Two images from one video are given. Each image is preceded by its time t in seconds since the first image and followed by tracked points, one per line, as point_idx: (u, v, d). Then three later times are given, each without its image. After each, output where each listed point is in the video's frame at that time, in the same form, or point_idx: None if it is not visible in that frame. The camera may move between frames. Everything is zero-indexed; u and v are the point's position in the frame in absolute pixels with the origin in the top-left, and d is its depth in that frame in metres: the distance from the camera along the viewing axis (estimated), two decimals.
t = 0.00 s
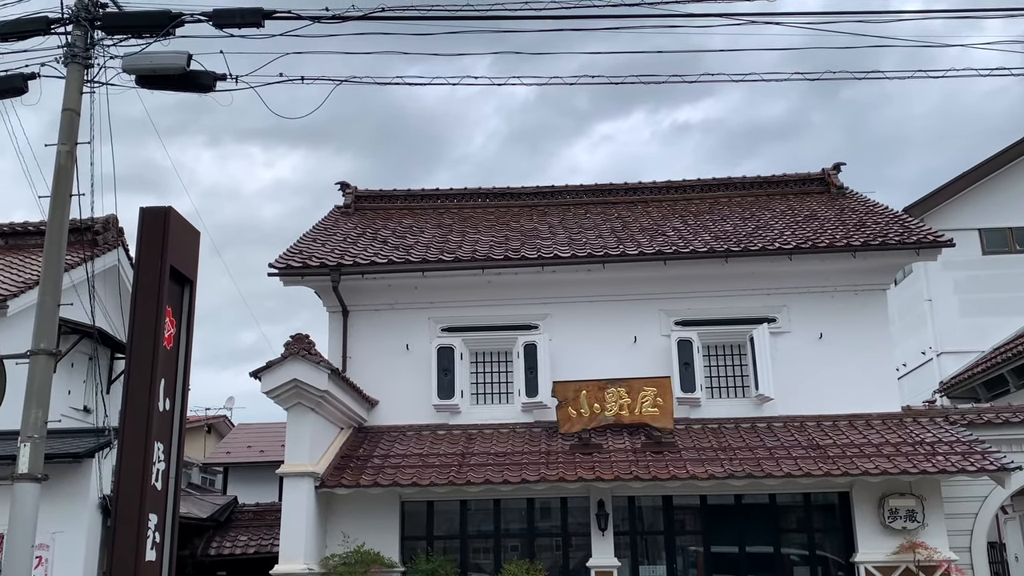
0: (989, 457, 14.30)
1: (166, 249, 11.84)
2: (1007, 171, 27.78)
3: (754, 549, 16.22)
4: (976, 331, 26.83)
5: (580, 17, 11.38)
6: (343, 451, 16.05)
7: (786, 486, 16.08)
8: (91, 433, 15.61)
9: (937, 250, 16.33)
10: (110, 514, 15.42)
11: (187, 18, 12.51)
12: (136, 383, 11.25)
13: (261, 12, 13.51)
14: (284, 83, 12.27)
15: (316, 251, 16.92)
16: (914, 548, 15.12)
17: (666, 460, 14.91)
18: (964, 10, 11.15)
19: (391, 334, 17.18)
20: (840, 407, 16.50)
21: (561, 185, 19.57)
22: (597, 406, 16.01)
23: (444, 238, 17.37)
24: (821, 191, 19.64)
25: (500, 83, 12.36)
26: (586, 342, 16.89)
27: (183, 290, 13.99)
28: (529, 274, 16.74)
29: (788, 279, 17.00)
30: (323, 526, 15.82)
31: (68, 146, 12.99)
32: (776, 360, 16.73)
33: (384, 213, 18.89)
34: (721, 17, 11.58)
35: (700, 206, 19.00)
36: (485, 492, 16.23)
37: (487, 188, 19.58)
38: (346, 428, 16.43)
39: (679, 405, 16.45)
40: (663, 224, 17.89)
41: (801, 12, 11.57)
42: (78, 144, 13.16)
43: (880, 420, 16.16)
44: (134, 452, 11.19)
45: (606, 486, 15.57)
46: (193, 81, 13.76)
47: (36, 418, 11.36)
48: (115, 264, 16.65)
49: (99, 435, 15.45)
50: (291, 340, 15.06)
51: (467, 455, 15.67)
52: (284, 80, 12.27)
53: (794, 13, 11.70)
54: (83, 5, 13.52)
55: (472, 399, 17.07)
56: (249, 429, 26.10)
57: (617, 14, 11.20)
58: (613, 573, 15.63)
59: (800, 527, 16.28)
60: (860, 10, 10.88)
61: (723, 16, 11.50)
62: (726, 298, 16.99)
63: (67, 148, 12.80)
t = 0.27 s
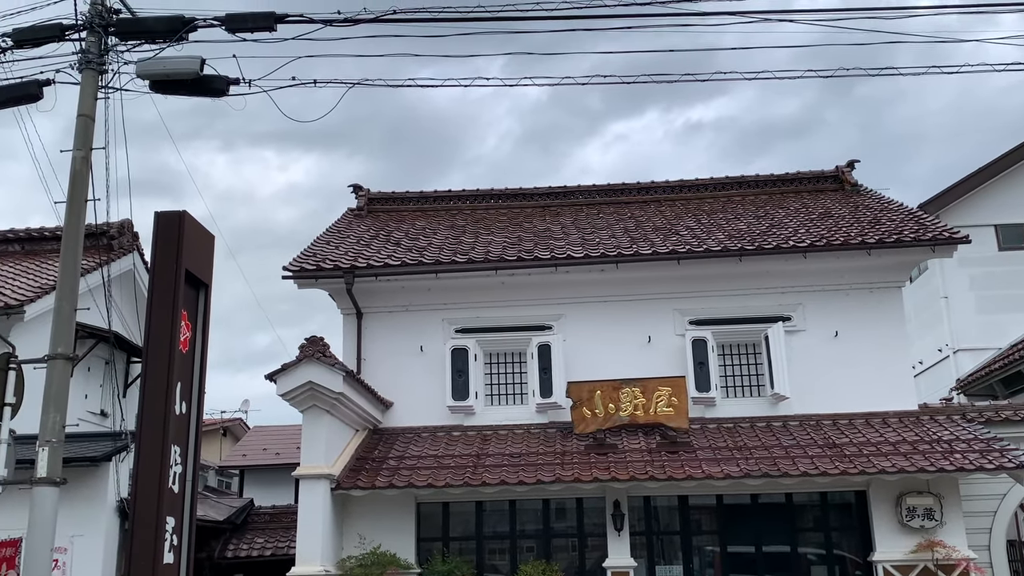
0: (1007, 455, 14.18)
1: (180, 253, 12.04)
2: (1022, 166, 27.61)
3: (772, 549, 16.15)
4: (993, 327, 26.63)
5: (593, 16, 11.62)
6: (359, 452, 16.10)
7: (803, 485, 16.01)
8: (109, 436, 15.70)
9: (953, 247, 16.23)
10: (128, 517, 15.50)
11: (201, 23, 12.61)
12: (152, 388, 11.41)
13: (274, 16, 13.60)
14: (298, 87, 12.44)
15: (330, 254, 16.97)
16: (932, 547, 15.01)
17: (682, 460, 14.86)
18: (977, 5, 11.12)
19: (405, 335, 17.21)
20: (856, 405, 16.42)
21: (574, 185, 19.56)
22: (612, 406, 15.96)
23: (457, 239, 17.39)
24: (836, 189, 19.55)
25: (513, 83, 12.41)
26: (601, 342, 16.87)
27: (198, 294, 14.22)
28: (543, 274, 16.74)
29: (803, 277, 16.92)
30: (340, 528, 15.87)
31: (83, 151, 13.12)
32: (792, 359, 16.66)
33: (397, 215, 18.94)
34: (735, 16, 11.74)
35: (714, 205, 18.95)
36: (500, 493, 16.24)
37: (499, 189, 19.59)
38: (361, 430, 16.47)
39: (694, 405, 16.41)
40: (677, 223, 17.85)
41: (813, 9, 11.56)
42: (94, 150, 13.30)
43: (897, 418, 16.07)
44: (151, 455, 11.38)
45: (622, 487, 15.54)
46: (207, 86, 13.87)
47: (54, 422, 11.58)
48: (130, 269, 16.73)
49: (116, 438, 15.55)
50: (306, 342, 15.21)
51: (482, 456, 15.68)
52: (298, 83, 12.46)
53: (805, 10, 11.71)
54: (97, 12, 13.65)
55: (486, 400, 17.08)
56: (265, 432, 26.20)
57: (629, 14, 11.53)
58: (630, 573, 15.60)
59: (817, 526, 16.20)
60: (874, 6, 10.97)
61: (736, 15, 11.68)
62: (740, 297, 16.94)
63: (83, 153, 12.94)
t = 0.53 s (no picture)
0: None
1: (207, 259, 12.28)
2: None
3: (801, 548, 16.05)
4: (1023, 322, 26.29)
5: (612, 16, 11.85)
6: (385, 455, 16.16)
7: (832, 483, 15.89)
8: (139, 441, 15.84)
9: (981, 241, 16.05)
10: (159, 521, 15.65)
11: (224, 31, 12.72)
12: (181, 393, 11.63)
13: (296, 22, 13.70)
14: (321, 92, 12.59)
15: (353, 257, 17.05)
16: (964, 545, 14.84)
17: (709, 459, 14.80)
18: None
19: (430, 338, 17.26)
20: (884, 403, 16.27)
21: (596, 185, 19.52)
22: (638, 406, 15.89)
23: (480, 241, 17.42)
24: (860, 184, 19.39)
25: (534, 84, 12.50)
26: (626, 342, 16.83)
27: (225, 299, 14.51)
28: (566, 275, 16.73)
29: (829, 274, 16.80)
30: (368, 530, 15.94)
31: (110, 159, 13.33)
32: (818, 356, 16.54)
33: (420, 217, 19.00)
34: (755, 13, 11.84)
35: (737, 202, 18.86)
36: (527, 494, 16.24)
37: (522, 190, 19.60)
38: (388, 432, 16.53)
39: (721, 404, 16.34)
40: (701, 221, 17.78)
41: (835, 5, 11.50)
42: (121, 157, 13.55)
43: (926, 415, 15.91)
44: (181, 459, 11.60)
45: (649, 487, 15.49)
46: (230, 93, 13.99)
47: (85, 428, 11.88)
48: (158, 275, 16.84)
49: (146, 443, 15.70)
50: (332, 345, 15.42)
51: (508, 457, 15.69)
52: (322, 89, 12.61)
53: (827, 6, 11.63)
54: (122, 22, 13.82)
55: (511, 402, 17.10)
56: (292, 435, 26.37)
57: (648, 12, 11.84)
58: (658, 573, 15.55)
59: (847, 524, 16.06)
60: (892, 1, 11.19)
61: (756, 12, 11.80)
62: (765, 295, 16.84)
63: (109, 162, 13.16)
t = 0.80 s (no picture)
0: None
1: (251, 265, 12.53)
2: None
3: (849, 546, 15.83)
4: None
5: (650, 14, 11.69)
6: (428, 456, 16.23)
7: (881, 481, 15.65)
8: (187, 446, 16.05)
9: None
10: (208, 525, 15.84)
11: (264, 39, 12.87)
12: (228, 397, 11.91)
13: (334, 29, 13.82)
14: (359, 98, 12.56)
15: (393, 261, 17.13)
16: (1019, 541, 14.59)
17: (754, 458, 14.65)
18: None
19: (470, 339, 17.29)
20: (933, 398, 15.98)
21: (634, 183, 19.43)
22: (681, 405, 15.86)
23: (519, 242, 17.42)
24: (904, 177, 19.08)
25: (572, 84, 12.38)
26: (667, 341, 16.73)
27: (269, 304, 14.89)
28: (606, 274, 16.67)
29: (873, 269, 16.54)
30: (413, 532, 16.02)
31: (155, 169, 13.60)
32: (864, 352, 16.30)
33: (458, 220, 19.05)
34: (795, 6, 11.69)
35: (778, 198, 18.66)
36: (571, 494, 16.21)
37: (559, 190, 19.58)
38: (431, 434, 16.60)
39: (765, 402, 16.18)
40: (741, 218, 17.61)
41: None
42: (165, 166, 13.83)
43: (977, 410, 15.61)
44: (229, 462, 11.88)
45: (694, 486, 15.37)
46: (271, 100, 14.15)
47: (135, 433, 12.24)
48: (202, 282, 17.03)
49: (194, 447, 15.91)
50: (373, 347, 15.71)
51: (552, 458, 15.68)
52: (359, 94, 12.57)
53: None
54: (164, 33, 14.04)
55: (553, 402, 17.08)
56: (336, 438, 26.58)
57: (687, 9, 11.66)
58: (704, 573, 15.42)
59: (896, 522, 15.81)
60: None
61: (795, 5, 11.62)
62: (809, 291, 16.64)
63: (154, 172, 13.45)
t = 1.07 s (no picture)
0: None
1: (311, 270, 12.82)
2: None
3: (917, 543, 15.50)
4: None
5: (705, 7, 11.54)
6: (487, 456, 16.29)
7: (949, 476, 15.29)
8: (250, 447, 16.32)
9: None
10: (272, 524, 16.08)
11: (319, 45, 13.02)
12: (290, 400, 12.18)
13: (386, 33, 13.94)
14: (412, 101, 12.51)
15: (447, 261, 17.19)
16: None
17: (817, 454, 14.43)
18: None
19: (526, 338, 17.30)
20: (1002, 391, 15.58)
21: (689, 178, 19.28)
22: (741, 402, 15.70)
23: (573, 240, 17.39)
24: (966, 166, 18.62)
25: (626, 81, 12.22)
26: (725, 337, 16.58)
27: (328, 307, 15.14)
28: (662, 270, 16.57)
29: (936, 260, 16.18)
30: (473, 530, 16.11)
31: (216, 176, 13.93)
32: (929, 345, 15.96)
33: (511, 219, 19.09)
34: None
35: (835, 189, 18.35)
36: (630, 492, 16.14)
37: (612, 186, 19.52)
38: (489, 433, 16.66)
39: (827, 397, 15.94)
40: (799, 211, 17.36)
41: None
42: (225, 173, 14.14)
43: None
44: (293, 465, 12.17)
45: (756, 483, 15.19)
46: (326, 106, 14.31)
47: (202, 436, 12.66)
48: (263, 285, 17.36)
49: (257, 448, 16.18)
50: (430, 347, 15.74)
51: (610, 456, 15.62)
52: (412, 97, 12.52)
53: None
54: (222, 42, 14.30)
55: (610, 400, 17.01)
56: (394, 437, 26.83)
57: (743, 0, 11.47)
58: (767, 571, 15.20)
59: (966, 518, 15.44)
60: None
61: None
62: (870, 283, 16.34)
63: (216, 179, 13.75)
